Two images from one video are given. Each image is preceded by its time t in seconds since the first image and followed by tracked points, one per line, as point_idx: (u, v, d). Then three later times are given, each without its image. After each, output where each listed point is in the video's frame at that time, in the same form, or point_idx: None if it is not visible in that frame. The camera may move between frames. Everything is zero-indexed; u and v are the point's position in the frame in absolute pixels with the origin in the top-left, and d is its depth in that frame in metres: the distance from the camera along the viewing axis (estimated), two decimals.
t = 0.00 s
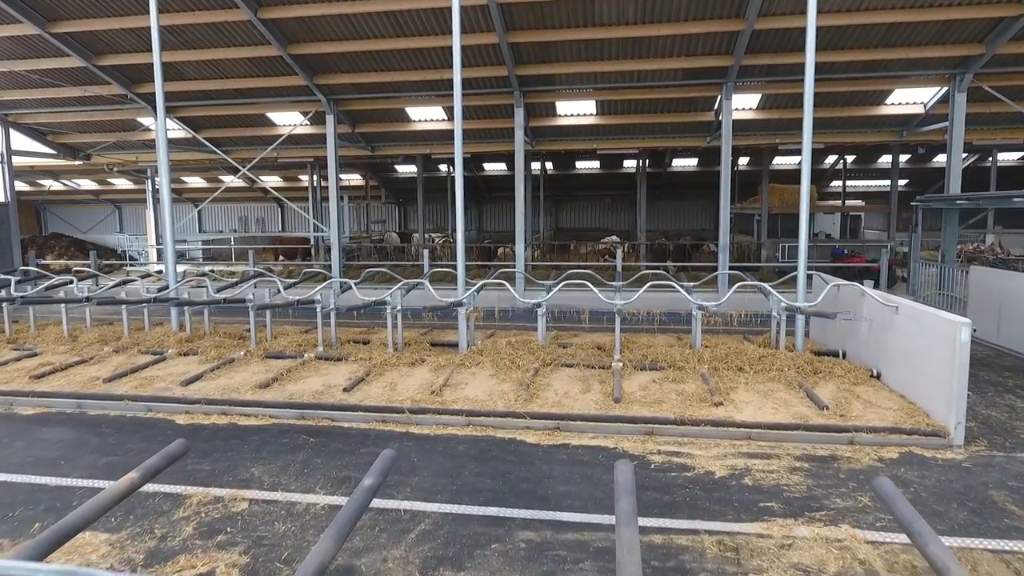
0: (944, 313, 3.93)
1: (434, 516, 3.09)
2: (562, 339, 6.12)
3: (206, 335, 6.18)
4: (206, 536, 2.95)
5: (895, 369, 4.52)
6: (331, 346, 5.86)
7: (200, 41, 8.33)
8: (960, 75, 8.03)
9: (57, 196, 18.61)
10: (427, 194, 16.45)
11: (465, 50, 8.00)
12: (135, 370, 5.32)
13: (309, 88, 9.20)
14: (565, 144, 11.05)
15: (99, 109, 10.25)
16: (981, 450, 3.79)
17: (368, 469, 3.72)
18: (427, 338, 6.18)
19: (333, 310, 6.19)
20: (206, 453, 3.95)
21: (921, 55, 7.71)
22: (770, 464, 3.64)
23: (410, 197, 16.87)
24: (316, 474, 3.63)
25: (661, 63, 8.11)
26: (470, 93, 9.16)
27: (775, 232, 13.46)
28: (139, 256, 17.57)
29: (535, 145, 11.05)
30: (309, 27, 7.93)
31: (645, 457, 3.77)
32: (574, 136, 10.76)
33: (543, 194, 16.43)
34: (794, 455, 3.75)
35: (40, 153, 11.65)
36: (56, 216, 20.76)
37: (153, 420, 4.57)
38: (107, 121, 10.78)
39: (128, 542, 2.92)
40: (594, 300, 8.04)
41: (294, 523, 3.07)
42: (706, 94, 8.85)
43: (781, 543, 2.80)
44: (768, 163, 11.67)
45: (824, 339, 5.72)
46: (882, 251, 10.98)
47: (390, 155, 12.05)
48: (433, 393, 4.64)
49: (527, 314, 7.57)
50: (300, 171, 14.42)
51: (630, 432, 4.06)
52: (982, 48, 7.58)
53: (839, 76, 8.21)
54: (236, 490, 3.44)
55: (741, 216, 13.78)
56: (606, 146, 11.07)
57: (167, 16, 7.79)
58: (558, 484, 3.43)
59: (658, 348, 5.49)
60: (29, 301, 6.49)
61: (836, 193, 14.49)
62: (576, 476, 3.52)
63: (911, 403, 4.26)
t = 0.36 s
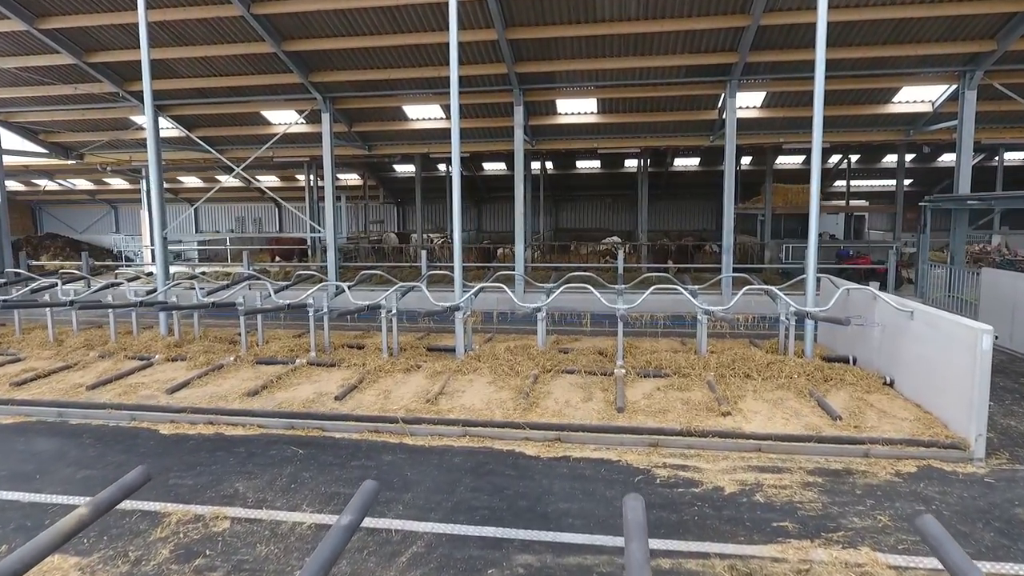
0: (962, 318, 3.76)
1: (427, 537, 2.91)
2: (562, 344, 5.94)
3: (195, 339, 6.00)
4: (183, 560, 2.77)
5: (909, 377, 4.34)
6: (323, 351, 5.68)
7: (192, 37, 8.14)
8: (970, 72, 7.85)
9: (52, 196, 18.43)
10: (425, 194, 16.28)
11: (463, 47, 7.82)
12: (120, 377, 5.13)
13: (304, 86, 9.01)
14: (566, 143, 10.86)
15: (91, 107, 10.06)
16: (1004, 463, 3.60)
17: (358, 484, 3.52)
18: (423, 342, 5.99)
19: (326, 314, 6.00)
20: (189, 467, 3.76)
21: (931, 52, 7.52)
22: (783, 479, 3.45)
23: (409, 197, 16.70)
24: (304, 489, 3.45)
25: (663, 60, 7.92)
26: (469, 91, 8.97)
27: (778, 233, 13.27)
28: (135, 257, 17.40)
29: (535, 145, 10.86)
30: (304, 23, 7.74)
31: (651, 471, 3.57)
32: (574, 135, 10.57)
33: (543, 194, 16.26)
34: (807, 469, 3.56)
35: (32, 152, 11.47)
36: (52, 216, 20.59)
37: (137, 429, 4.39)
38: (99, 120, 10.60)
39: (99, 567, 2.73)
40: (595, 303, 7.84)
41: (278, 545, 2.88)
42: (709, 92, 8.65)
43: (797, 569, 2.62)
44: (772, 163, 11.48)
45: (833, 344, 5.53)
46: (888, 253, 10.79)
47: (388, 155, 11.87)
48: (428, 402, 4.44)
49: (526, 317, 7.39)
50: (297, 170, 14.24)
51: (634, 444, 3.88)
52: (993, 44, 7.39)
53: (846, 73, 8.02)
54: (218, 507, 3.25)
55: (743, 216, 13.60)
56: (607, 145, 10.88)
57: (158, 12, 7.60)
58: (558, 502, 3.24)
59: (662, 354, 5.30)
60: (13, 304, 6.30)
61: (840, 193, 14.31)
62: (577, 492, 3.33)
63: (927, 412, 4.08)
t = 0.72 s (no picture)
0: (977, 324, 3.59)
1: (416, 561, 2.72)
2: (559, 349, 5.77)
3: (180, 345, 5.79)
4: None
5: (920, 385, 4.17)
6: (312, 357, 5.48)
7: (179, 33, 7.93)
8: (974, 70, 7.72)
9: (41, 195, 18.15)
10: (420, 194, 16.09)
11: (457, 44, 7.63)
12: (99, 385, 4.93)
13: (294, 83, 8.81)
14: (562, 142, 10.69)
15: (77, 105, 9.84)
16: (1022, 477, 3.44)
17: (345, 501, 3.33)
18: (416, 348, 5.80)
19: (315, 319, 5.78)
20: (166, 483, 3.56)
21: (935, 49, 7.38)
22: (792, 494, 3.28)
23: (404, 197, 16.51)
24: (287, 508, 3.25)
25: (662, 57, 7.75)
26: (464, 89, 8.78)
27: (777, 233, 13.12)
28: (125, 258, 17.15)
29: (531, 144, 10.68)
30: (294, 19, 7.55)
31: (654, 486, 3.40)
32: (571, 134, 10.40)
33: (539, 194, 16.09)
34: (817, 483, 3.39)
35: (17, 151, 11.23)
36: (41, 215, 20.31)
37: (114, 441, 4.18)
38: (86, 118, 10.37)
39: None
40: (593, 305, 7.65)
41: (256, 570, 2.69)
42: (708, 90, 8.49)
43: None
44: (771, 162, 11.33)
45: (838, 349, 5.36)
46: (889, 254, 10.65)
47: (382, 155, 11.67)
48: (419, 412, 4.25)
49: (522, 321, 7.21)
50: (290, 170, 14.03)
51: (635, 456, 3.70)
52: (998, 41, 7.26)
53: (849, 70, 7.86)
54: (194, 527, 3.06)
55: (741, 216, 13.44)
56: (604, 145, 10.70)
57: (143, 7, 7.39)
58: (556, 520, 3.06)
59: (662, 360, 5.12)
60: None
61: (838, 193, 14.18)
62: (576, 510, 3.15)
63: (940, 423, 3.91)
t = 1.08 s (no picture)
0: (994, 331, 3.43)
1: None
2: (556, 354, 5.60)
3: (164, 350, 5.59)
4: None
5: (932, 393, 4.01)
6: (301, 363, 5.29)
7: (166, 28, 7.73)
8: (979, 68, 7.58)
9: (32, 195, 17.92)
10: (415, 194, 15.91)
11: (452, 40, 7.45)
12: (78, 393, 4.73)
13: (285, 81, 8.61)
14: (559, 141, 10.52)
15: (64, 103, 9.62)
16: None
17: (330, 518, 3.14)
18: (408, 353, 5.62)
19: (302, 325, 5.54)
20: (142, 500, 3.37)
21: (940, 47, 7.23)
22: (802, 511, 3.10)
23: (399, 197, 16.33)
24: (268, 527, 3.07)
25: (661, 54, 7.58)
26: (458, 87, 8.60)
27: (776, 234, 12.98)
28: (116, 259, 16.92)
29: (527, 143, 10.51)
30: (284, 15, 7.35)
31: (656, 502, 3.22)
32: (568, 133, 10.22)
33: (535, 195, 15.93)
34: (828, 499, 3.22)
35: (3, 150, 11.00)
36: (32, 215, 20.07)
37: (90, 452, 3.99)
38: (73, 117, 10.15)
39: None
40: (590, 308, 7.48)
41: None
42: (708, 88, 8.33)
43: None
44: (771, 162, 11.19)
45: (844, 356, 5.20)
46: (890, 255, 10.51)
47: (376, 154, 11.49)
48: (410, 423, 4.06)
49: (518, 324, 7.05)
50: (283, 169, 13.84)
51: (636, 469, 3.53)
52: (1004, 39, 7.12)
53: (851, 68, 7.71)
54: (167, 550, 2.87)
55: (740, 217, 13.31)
56: (601, 144, 10.53)
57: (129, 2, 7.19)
58: (554, 541, 2.88)
59: (663, 366, 4.95)
60: None
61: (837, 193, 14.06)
62: (575, 529, 2.97)
63: (954, 434, 3.74)
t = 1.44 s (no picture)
0: (1014, 338, 3.27)
1: None
2: (554, 359, 5.43)
3: (149, 356, 5.41)
4: None
5: (947, 402, 3.85)
6: (291, 369, 5.11)
7: (154, 24, 7.53)
8: (986, 65, 7.42)
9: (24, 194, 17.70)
10: (412, 193, 15.74)
11: (447, 36, 7.27)
12: (56, 401, 4.53)
13: (277, 78, 8.42)
14: (557, 140, 10.34)
15: (51, 101, 9.42)
16: None
17: (315, 538, 2.96)
18: (402, 358, 5.45)
19: (291, 331, 5.32)
20: (116, 518, 3.18)
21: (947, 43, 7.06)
22: (815, 530, 2.93)
23: (395, 197, 16.16)
24: (248, 548, 2.88)
25: (662, 51, 7.41)
26: (454, 85, 8.43)
27: (777, 234, 12.83)
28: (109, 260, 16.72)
29: (525, 142, 10.33)
30: (275, 10, 7.16)
31: (661, 520, 3.04)
32: (566, 132, 10.03)
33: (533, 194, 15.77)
34: (842, 516, 3.04)
35: None
36: (24, 216, 19.84)
37: (65, 465, 3.80)
38: (61, 115, 9.95)
39: None
40: (590, 311, 7.29)
41: None
42: (709, 86, 8.15)
43: None
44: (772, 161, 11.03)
45: (853, 363, 5.03)
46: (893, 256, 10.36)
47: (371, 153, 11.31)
48: (401, 434, 3.88)
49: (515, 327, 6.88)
50: (277, 169, 13.65)
51: (639, 483, 3.35)
52: (1013, 35, 6.96)
53: (855, 65, 7.54)
54: None
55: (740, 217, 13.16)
56: (600, 143, 10.36)
57: None
58: (553, 564, 2.70)
59: (665, 372, 4.78)
60: None
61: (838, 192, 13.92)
62: (575, 551, 2.79)
63: (971, 445, 3.57)
